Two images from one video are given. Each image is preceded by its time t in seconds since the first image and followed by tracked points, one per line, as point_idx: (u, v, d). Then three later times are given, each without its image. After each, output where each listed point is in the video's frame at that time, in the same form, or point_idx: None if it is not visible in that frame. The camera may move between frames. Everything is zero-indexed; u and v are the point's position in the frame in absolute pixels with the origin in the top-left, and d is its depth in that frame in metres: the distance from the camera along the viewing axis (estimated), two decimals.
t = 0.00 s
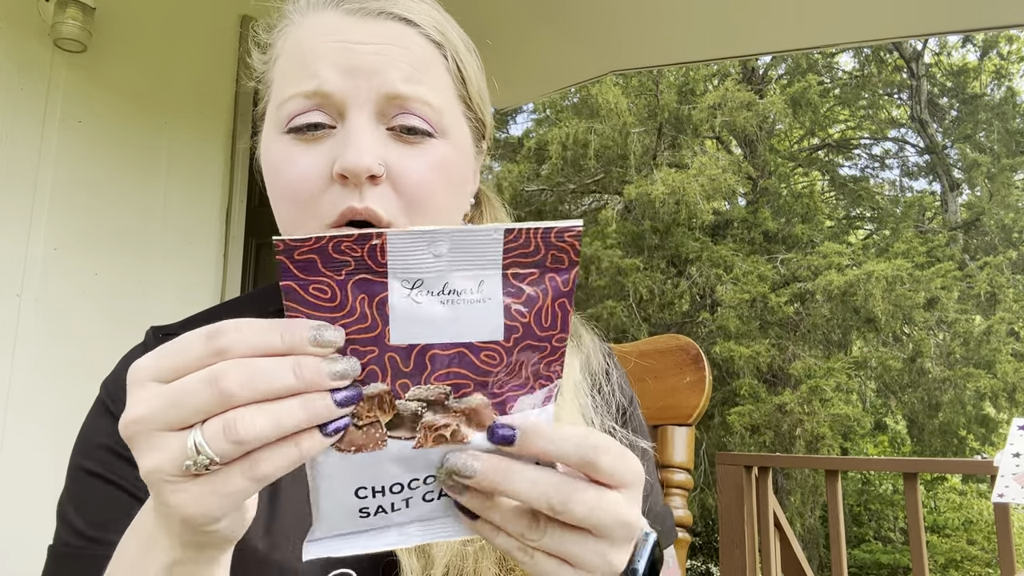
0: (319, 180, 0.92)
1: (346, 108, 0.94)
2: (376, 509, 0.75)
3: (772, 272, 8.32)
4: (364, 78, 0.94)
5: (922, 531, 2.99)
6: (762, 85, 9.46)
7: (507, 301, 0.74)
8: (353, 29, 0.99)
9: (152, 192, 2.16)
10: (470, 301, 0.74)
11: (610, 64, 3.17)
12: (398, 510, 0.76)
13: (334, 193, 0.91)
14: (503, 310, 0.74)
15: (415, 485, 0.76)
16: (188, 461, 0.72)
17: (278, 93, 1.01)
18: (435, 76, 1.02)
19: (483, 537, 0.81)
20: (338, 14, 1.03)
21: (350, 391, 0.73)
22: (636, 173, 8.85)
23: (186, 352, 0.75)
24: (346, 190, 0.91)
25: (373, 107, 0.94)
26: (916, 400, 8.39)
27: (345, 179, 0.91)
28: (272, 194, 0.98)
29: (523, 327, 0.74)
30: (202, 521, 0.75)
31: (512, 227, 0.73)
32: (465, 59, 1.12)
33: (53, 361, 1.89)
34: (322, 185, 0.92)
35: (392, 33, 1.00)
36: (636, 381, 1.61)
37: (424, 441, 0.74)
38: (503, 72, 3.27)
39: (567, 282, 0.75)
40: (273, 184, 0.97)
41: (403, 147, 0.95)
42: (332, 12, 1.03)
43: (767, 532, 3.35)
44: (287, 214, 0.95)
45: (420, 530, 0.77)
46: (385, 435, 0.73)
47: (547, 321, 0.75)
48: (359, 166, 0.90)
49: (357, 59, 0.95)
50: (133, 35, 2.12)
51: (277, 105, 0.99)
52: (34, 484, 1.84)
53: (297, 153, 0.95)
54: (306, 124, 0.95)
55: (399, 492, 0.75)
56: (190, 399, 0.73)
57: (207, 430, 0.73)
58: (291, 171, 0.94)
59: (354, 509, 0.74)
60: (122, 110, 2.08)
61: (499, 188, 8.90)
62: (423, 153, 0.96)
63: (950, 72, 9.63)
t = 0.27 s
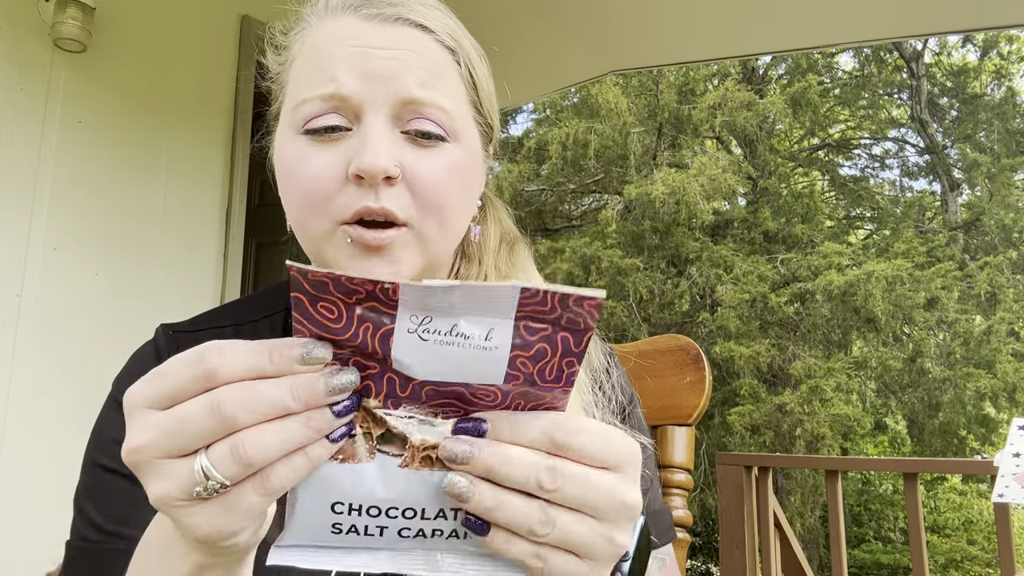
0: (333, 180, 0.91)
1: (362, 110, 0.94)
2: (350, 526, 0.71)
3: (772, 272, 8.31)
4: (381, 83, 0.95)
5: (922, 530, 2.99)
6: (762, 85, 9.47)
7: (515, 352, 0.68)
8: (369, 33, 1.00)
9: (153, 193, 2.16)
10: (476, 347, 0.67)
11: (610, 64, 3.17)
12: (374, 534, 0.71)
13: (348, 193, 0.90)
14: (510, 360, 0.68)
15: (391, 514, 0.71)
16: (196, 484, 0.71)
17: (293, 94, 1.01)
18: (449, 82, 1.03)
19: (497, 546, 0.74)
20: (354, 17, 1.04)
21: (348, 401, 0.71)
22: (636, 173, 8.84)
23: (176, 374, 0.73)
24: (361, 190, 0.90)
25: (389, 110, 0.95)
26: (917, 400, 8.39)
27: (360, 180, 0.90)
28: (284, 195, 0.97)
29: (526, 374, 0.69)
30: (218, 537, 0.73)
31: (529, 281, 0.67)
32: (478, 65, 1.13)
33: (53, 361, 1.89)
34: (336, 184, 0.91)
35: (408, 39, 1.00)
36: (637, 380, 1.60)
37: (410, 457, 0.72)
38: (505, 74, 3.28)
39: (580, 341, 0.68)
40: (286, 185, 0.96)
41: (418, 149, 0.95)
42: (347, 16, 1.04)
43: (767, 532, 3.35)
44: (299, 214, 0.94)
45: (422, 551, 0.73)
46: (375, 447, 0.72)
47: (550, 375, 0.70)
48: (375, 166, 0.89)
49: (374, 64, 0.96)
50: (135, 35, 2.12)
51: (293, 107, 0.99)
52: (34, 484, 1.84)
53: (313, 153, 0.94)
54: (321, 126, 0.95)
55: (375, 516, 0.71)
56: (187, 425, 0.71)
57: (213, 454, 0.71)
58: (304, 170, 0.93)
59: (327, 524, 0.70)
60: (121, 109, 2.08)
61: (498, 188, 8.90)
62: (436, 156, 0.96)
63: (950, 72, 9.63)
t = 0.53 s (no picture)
0: (334, 178, 0.91)
1: (362, 110, 0.95)
2: (337, 530, 0.70)
3: (772, 272, 8.32)
4: (380, 83, 0.96)
5: (922, 531, 2.99)
6: (762, 85, 9.49)
7: (507, 368, 0.67)
8: (369, 35, 1.00)
9: (152, 193, 2.16)
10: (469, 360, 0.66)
11: (609, 64, 3.17)
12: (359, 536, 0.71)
13: (348, 190, 0.90)
14: (502, 373, 0.67)
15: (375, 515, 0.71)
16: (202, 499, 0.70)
17: (295, 96, 1.02)
18: (449, 83, 1.03)
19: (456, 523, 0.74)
20: (354, 20, 1.04)
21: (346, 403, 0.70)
22: (636, 173, 8.84)
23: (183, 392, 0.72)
24: (361, 188, 0.90)
25: (389, 109, 0.95)
26: (917, 400, 8.39)
27: (361, 177, 0.90)
28: (285, 194, 0.97)
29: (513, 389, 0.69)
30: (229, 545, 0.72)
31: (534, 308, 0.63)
32: (477, 66, 1.12)
33: (53, 361, 1.89)
34: (337, 182, 0.91)
35: (406, 41, 1.01)
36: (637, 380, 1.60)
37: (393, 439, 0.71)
38: (506, 75, 3.28)
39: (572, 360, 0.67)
40: (287, 183, 0.96)
41: (417, 148, 0.95)
42: (348, 19, 1.05)
43: (767, 531, 3.35)
44: (300, 214, 0.94)
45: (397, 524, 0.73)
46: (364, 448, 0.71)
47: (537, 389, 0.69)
48: (374, 164, 0.89)
49: (373, 66, 0.97)
50: (135, 35, 2.13)
51: (295, 108, 0.99)
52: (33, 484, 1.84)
53: (313, 152, 0.94)
54: (322, 125, 0.95)
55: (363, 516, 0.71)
56: (193, 437, 0.70)
57: (219, 463, 0.70)
58: (306, 170, 0.93)
59: (315, 528, 0.70)
60: (120, 108, 2.07)
61: (499, 188, 8.89)
62: (435, 155, 0.96)
63: (950, 72, 9.65)
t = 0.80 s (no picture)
0: (344, 179, 0.91)
1: (372, 112, 0.95)
2: None
3: (772, 272, 8.31)
4: (389, 86, 0.96)
5: (921, 530, 2.99)
6: (762, 85, 9.50)
7: (484, 350, 0.67)
8: (378, 38, 1.00)
9: (152, 193, 2.16)
10: (450, 343, 0.66)
11: (609, 64, 3.17)
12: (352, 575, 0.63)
13: (361, 193, 0.90)
14: (478, 357, 0.68)
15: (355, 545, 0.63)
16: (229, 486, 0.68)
17: (305, 98, 1.02)
18: (456, 86, 1.03)
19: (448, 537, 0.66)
20: (364, 23, 1.04)
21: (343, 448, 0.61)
22: (636, 173, 8.84)
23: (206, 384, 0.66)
24: (372, 189, 0.90)
25: (398, 112, 0.95)
26: (917, 400, 8.40)
27: (372, 179, 0.90)
28: (295, 194, 0.97)
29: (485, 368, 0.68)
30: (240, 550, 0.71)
31: (512, 278, 0.67)
32: (482, 69, 1.12)
33: (52, 361, 1.89)
34: (347, 183, 0.91)
35: (416, 44, 1.01)
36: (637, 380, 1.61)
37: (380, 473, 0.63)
38: (508, 78, 3.30)
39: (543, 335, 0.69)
40: (298, 186, 0.96)
41: (426, 150, 0.95)
42: (357, 22, 1.05)
43: (767, 531, 3.35)
44: (310, 215, 0.94)
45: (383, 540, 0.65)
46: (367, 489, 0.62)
47: (508, 374, 0.69)
48: (384, 165, 0.90)
49: (384, 69, 0.97)
50: (136, 35, 2.13)
51: (305, 110, 0.99)
52: (33, 485, 1.84)
53: (325, 155, 0.94)
54: (332, 127, 0.96)
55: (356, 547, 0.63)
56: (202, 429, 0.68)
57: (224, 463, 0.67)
58: (316, 171, 0.93)
59: None
60: (120, 108, 2.07)
61: (498, 188, 8.89)
62: (445, 158, 0.96)
63: (950, 72, 9.66)
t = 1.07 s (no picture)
0: (342, 179, 0.91)
1: (371, 114, 0.96)
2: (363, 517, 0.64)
3: (772, 272, 8.31)
4: (387, 88, 0.97)
5: (921, 530, 2.99)
6: (761, 85, 9.50)
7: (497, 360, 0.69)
8: (378, 42, 1.01)
9: (153, 193, 2.16)
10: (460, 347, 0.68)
11: (610, 65, 3.17)
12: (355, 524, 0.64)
13: (359, 191, 0.90)
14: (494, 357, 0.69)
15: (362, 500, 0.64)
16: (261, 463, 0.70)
17: (304, 101, 1.03)
18: (455, 88, 1.03)
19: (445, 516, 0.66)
20: (364, 28, 1.05)
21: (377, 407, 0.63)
22: (636, 173, 8.84)
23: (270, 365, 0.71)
24: (369, 188, 0.90)
25: (397, 113, 0.96)
26: (917, 400, 8.40)
27: (369, 178, 0.91)
28: (293, 195, 0.97)
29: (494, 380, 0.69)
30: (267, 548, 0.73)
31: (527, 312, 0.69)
32: (480, 74, 1.12)
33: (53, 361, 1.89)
34: (345, 182, 0.91)
35: (415, 48, 1.01)
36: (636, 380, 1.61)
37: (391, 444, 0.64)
38: (509, 78, 3.30)
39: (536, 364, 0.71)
40: (297, 185, 0.96)
41: (422, 151, 0.95)
42: (358, 28, 1.05)
43: (766, 531, 3.35)
44: (308, 214, 0.94)
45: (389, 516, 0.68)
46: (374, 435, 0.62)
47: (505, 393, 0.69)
48: (382, 165, 0.90)
49: (383, 72, 0.97)
50: (136, 34, 2.13)
51: (305, 113, 0.99)
52: (34, 485, 1.84)
53: (323, 154, 0.94)
54: (331, 128, 0.96)
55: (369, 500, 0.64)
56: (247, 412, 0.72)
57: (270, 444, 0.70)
58: (314, 171, 0.93)
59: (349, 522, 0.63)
60: (120, 108, 2.08)
61: (498, 188, 8.89)
62: (442, 158, 0.96)
63: (950, 72, 9.66)
